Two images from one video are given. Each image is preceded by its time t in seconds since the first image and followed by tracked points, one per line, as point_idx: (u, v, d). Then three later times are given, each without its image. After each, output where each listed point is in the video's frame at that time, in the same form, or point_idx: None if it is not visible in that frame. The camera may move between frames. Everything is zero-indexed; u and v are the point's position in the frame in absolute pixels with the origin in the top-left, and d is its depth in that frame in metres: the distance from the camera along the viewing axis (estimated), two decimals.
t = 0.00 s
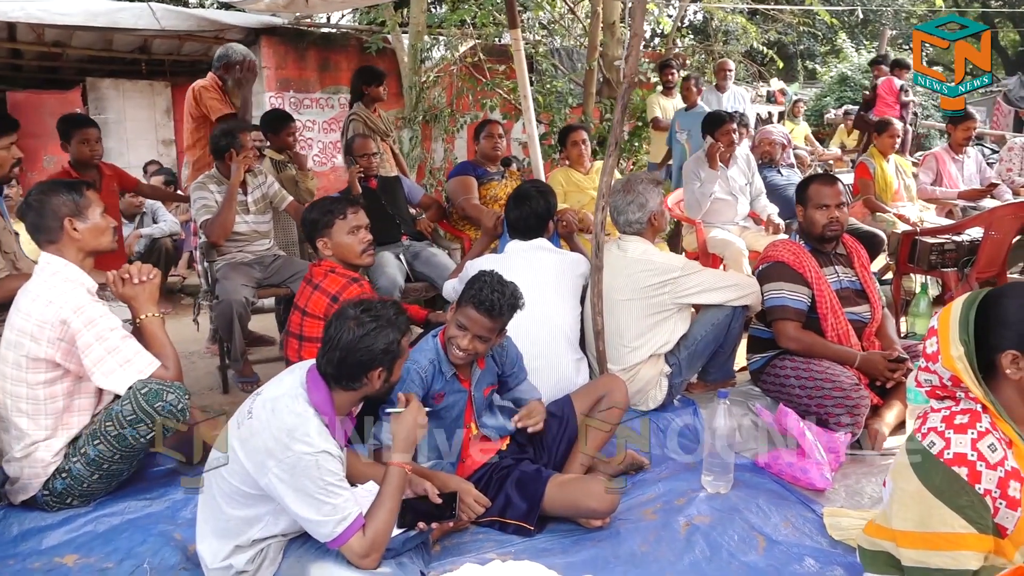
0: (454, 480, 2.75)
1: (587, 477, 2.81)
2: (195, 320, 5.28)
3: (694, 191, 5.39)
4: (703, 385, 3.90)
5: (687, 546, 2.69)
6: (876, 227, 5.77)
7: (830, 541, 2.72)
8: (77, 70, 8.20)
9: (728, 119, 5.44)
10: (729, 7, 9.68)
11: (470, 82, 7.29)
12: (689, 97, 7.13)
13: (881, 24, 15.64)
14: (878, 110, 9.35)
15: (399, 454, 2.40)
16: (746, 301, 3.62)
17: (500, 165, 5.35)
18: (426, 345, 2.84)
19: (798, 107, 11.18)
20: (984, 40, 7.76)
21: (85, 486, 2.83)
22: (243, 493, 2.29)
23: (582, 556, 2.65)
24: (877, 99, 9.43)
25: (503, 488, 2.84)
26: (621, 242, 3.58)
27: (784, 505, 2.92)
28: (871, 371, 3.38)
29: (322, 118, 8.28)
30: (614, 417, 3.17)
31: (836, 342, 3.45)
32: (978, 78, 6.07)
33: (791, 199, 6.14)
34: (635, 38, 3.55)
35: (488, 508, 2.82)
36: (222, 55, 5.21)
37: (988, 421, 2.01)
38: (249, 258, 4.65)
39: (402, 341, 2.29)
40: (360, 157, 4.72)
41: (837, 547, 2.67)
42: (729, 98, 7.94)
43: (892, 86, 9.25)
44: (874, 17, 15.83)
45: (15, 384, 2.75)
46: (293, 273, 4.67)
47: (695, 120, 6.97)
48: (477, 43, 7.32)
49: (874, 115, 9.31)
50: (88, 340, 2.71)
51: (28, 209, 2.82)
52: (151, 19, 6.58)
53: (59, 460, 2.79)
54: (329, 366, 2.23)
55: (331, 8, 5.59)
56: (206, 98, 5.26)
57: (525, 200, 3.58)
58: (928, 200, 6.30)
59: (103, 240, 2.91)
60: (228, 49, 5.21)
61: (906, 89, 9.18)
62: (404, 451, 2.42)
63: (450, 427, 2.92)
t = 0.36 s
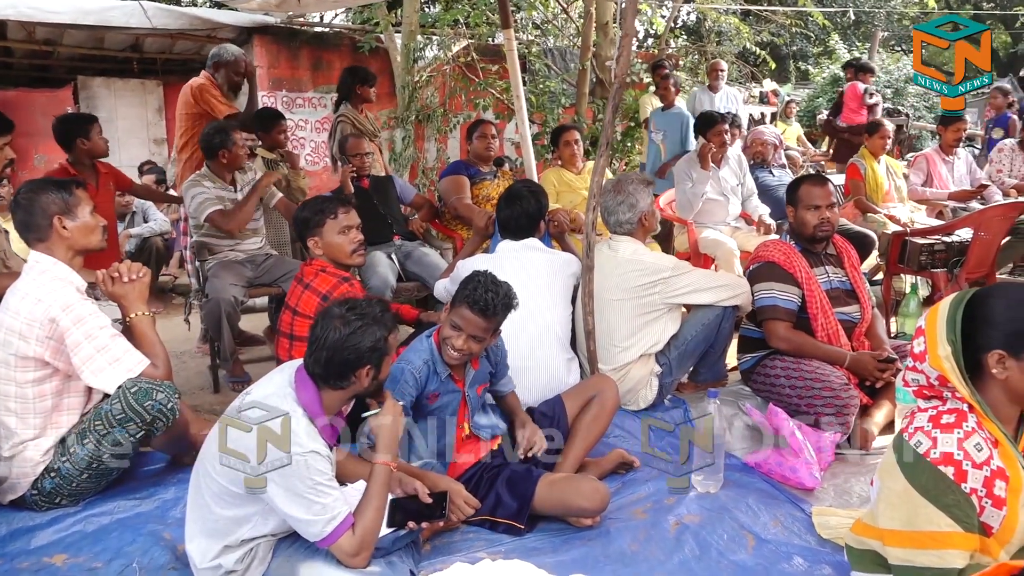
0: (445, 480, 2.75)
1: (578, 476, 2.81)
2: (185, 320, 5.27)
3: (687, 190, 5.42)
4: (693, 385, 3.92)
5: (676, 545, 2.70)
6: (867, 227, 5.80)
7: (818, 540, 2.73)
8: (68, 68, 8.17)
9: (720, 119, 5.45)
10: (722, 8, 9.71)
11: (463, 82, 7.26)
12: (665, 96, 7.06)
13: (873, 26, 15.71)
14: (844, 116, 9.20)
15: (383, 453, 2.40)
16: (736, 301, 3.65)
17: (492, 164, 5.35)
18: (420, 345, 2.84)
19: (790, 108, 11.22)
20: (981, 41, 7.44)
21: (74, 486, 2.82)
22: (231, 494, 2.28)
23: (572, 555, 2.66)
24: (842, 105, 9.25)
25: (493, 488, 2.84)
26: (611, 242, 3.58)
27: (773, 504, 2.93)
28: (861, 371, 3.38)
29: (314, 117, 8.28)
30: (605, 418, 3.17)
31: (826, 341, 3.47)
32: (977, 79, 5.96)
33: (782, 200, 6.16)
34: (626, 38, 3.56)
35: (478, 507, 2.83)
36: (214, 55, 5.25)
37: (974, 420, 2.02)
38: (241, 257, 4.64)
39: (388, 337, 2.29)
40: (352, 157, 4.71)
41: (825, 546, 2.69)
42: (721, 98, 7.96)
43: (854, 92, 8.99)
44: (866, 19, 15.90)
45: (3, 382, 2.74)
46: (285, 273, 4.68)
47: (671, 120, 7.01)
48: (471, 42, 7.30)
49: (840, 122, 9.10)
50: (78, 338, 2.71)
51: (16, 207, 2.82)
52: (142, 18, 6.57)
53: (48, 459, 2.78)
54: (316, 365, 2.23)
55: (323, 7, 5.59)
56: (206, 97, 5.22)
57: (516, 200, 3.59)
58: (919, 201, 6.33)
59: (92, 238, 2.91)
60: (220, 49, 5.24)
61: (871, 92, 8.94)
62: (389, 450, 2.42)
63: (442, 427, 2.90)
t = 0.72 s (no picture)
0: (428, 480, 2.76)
1: (561, 474, 2.83)
2: (167, 321, 5.23)
3: (669, 190, 5.46)
4: (676, 382, 3.93)
5: (659, 541, 2.72)
6: (847, 225, 5.85)
7: (800, 535, 2.75)
8: (47, 68, 8.11)
9: (702, 119, 5.48)
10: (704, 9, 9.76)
11: (447, 81, 7.12)
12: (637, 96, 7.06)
13: (854, 26, 15.81)
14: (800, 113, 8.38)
15: (364, 452, 2.39)
16: (718, 299, 3.67)
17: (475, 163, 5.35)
18: (404, 344, 2.84)
19: (772, 108, 11.30)
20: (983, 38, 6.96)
21: (54, 488, 2.80)
22: (214, 494, 2.28)
23: (556, 553, 2.67)
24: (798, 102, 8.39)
25: (477, 486, 2.84)
26: (595, 240, 3.60)
27: (755, 500, 2.96)
28: (842, 368, 3.41)
29: (296, 117, 8.25)
30: (586, 417, 3.20)
31: (807, 338, 3.49)
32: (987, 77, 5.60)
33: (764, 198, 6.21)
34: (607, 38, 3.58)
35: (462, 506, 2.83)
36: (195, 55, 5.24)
37: (951, 415, 2.05)
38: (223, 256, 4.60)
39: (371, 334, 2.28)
40: (335, 157, 4.72)
41: (806, 541, 2.71)
42: (704, 98, 8.00)
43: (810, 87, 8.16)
44: (847, 18, 16.01)
45: None
46: (267, 273, 4.66)
47: (642, 119, 7.06)
48: (454, 41, 7.30)
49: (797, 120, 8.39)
50: (57, 339, 2.68)
51: None
52: (121, 17, 6.53)
53: (27, 461, 2.76)
54: (298, 363, 2.23)
55: (305, 6, 5.57)
56: (191, 96, 5.18)
57: (499, 199, 3.59)
58: (899, 199, 6.41)
59: (71, 238, 2.90)
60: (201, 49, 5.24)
61: (831, 86, 8.17)
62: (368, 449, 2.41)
63: (427, 427, 2.91)
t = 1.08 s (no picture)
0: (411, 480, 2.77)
1: (543, 471, 2.84)
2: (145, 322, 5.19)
3: (649, 188, 5.50)
4: (658, 378, 3.95)
5: (642, 537, 2.73)
6: (825, 222, 5.90)
7: (780, 529, 2.78)
8: (22, 68, 8.02)
9: (681, 118, 5.51)
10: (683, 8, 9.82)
11: (427, 81, 7.21)
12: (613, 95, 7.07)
13: (831, 25, 15.97)
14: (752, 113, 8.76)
15: (348, 453, 2.39)
16: (699, 296, 3.69)
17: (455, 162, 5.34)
18: (386, 344, 2.83)
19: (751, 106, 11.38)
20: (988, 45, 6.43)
21: (31, 492, 2.77)
22: (194, 496, 2.26)
23: (539, 551, 2.67)
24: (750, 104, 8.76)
25: (460, 484, 2.86)
26: (576, 238, 3.61)
27: (736, 496, 2.98)
28: (821, 363, 3.44)
29: (276, 116, 8.17)
30: (567, 415, 3.20)
31: (787, 335, 3.53)
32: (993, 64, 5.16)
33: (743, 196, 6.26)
34: (586, 36, 3.59)
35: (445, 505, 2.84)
36: (173, 52, 5.17)
37: (927, 409, 2.08)
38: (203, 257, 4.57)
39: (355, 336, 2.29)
40: (314, 157, 4.70)
41: (786, 535, 2.73)
42: (683, 96, 8.05)
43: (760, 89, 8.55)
44: (824, 17, 16.16)
45: None
46: (247, 274, 4.63)
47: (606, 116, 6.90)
48: (433, 40, 7.29)
49: (747, 120, 8.64)
50: (34, 342, 2.66)
51: None
52: (96, 16, 6.48)
53: (4, 465, 2.72)
54: (282, 363, 2.22)
55: (282, 5, 5.54)
56: (165, 97, 5.15)
57: (479, 197, 3.58)
58: (876, 196, 6.48)
59: (48, 240, 2.87)
60: (178, 46, 5.16)
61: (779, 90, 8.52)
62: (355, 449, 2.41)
63: (410, 426, 2.91)
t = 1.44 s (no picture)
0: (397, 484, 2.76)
1: (527, 472, 2.84)
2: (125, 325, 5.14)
3: (632, 187, 5.46)
4: (641, 378, 3.97)
5: (626, 537, 2.74)
6: (807, 221, 5.95)
7: (763, 527, 2.79)
8: None
9: (663, 117, 5.53)
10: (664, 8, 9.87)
11: (409, 82, 7.19)
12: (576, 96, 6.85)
13: (811, 25, 16.10)
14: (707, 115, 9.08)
15: (331, 455, 2.38)
16: (682, 296, 3.70)
17: (438, 163, 5.33)
18: (374, 345, 2.84)
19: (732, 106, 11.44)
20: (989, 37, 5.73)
21: (11, 498, 2.74)
22: (177, 500, 2.25)
23: (523, 552, 2.68)
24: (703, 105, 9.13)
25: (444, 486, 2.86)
26: (559, 239, 3.62)
27: (719, 494, 3.00)
28: (802, 362, 3.48)
29: (258, 117, 8.12)
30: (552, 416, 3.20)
31: (768, 334, 3.55)
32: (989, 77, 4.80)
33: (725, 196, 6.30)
34: (569, 37, 3.60)
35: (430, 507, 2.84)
36: (153, 53, 5.11)
37: (908, 406, 2.09)
38: (184, 260, 4.55)
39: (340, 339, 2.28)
40: (297, 158, 4.67)
41: (770, 533, 2.75)
42: (665, 97, 8.08)
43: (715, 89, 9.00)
44: (804, 18, 16.30)
45: None
46: (229, 276, 4.59)
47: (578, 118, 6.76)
48: (415, 41, 7.26)
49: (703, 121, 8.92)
50: (11, 347, 2.67)
51: None
52: (74, 16, 6.42)
53: None
54: (265, 366, 2.20)
55: (263, 6, 5.51)
56: (146, 98, 5.12)
57: (463, 198, 3.58)
58: (856, 195, 6.53)
59: (26, 243, 2.83)
60: (159, 46, 5.10)
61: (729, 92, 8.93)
62: (336, 452, 2.40)
63: (396, 427, 2.90)
